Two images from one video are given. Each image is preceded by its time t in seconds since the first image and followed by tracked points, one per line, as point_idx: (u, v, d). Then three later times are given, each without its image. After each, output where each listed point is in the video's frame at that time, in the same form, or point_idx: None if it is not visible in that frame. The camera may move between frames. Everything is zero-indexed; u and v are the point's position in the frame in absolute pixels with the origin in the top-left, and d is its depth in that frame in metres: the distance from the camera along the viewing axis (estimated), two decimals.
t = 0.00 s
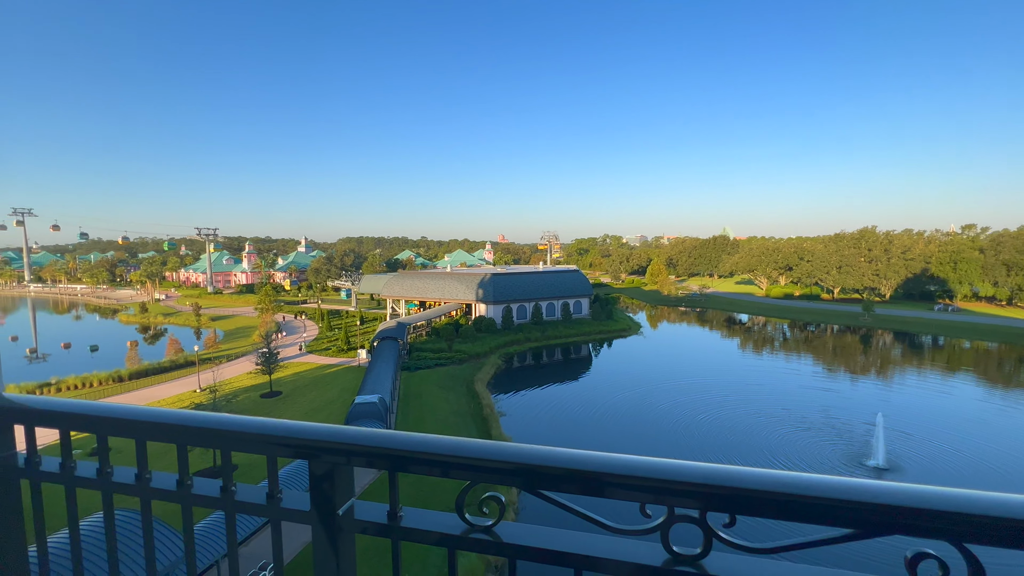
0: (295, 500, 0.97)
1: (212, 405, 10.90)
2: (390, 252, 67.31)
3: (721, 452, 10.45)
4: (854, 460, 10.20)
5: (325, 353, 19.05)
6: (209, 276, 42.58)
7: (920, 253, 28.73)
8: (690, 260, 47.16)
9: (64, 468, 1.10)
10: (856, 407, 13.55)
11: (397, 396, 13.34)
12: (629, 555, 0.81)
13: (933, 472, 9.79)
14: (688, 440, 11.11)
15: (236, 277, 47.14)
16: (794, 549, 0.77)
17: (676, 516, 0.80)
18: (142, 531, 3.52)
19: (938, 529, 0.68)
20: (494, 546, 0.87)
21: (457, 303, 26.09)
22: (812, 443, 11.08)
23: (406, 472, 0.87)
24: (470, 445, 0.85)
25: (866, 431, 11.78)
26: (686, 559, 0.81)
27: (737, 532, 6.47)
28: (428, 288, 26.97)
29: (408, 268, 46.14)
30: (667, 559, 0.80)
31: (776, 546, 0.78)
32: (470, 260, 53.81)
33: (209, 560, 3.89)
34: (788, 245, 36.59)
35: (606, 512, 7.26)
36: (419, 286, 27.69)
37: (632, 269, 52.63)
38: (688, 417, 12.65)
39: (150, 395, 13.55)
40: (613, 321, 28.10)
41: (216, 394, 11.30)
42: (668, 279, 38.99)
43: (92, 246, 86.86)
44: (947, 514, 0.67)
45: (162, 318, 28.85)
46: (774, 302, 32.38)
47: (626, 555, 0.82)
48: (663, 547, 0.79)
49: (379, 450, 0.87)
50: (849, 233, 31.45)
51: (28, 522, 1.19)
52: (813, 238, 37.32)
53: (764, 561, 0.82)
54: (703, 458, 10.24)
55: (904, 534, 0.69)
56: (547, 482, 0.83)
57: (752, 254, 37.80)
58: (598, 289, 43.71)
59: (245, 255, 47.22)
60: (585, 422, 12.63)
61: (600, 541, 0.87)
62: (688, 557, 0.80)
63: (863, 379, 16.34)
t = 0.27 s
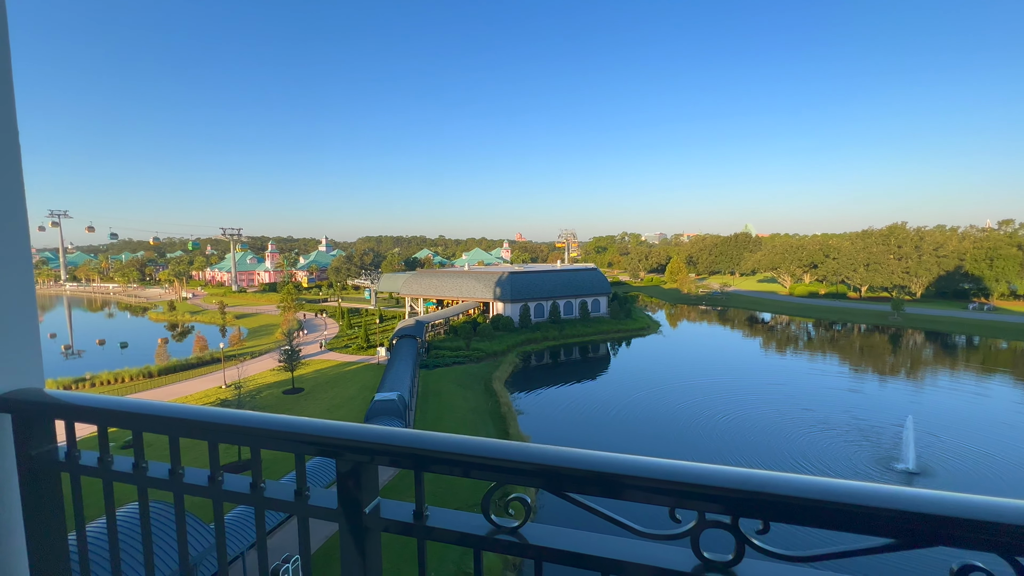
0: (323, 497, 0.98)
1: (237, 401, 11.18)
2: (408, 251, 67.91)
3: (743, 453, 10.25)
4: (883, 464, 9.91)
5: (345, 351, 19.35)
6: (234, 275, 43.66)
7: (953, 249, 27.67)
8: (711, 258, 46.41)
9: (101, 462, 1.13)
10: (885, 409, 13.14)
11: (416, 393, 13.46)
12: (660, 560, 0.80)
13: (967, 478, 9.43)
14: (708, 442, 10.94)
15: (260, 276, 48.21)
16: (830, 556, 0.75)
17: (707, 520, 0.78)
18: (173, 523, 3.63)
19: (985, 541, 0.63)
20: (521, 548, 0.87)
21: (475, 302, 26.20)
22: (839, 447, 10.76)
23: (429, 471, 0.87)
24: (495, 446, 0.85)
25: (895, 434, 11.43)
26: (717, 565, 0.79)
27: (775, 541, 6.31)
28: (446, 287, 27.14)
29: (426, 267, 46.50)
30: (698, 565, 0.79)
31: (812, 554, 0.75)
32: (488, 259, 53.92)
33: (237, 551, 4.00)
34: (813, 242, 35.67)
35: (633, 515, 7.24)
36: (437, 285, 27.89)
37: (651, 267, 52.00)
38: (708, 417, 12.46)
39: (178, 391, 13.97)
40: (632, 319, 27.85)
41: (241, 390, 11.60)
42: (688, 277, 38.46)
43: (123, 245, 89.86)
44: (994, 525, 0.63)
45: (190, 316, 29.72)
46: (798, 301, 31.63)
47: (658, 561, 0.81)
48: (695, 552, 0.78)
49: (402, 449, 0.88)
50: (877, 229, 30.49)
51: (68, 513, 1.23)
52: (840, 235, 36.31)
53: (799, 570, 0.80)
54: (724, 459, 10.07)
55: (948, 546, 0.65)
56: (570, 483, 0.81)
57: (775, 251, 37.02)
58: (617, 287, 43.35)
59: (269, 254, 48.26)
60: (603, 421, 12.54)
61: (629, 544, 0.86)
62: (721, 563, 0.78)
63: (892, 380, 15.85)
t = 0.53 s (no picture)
0: (346, 496, 0.99)
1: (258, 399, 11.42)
2: (424, 251, 68.36)
3: (763, 456, 10.06)
4: (910, 469, 9.61)
5: (363, 350, 19.58)
6: (254, 275, 44.55)
7: (985, 247, 26.69)
8: (730, 257, 45.69)
9: (135, 458, 1.16)
10: (912, 412, 12.75)
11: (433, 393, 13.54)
12: (687, 566, 0.79)
13: (1000, 485, 9.09)
14: (727, 444, 10.76)
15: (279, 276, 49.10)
16: (864, 565, 0.72)
17: (735, 527, 0.76)
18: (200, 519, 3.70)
19: None
20: (545, 551, 0.86)
21: (490, 302, 26.24)
22: (863, 450, 10.48)
23: (452, 471, 0.87)
24: (517, 447, 0.85)
25: (924, 438, 11.08)
26: (746, 573, 0.77)
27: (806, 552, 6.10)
28: (462, 287, 27.24)
29: (442, 267, 46.75)
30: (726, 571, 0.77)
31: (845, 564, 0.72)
32: (503, 259, 53.95)
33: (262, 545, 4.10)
34: (836, 240, 34.82)
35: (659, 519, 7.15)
36: (453, 285, 28.01)
37: (669, 267, 51.36)
38: (727, 419, 12.26)
39: (202, 389, 14.33)
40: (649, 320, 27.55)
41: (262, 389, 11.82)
42: (706, 277, 37.91)
43: (149, 247, 92.40)
44: None
45: (213, 316, 30.44)
46: (821, 301, 30.91)
47: (683, 566, 0.80)
48: (724, 559, 0.76)
49: (425, 450, 0.88)
50: (904, 227, 29.60)
51: (102, 508, 1.27)
52: (864, 233, 35.35)
53: None
54: (744, 461, 9.91)
55: (993, 556, 0.62)
56: (593, 486, 0.80)
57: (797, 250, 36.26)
58: (633, 287, 42.97)
59: (288, 255, 49.10)
60: (619, 422, 12.46)
61: (655, 549, 0.84)
62: (750, 570, 0.76)
63: (920, 382, 15.37)
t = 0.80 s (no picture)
0: (366, 502, 0.99)
1: (275, 400, 11.60)
2: (438, 253, 68.74)
3: (782, 461, 9.88)
4: (935, 475, 9.34)
5: (377, 351, 19.77)
6: (272, 278, 45.29)
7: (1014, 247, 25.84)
8: (746, 258, 45.05)
9: (159, 460, 1.18)
10: (937, 416, 12.39)
11: (446, 394, 13.58)
12: None
13: None
14: (744, 448, 10.60)
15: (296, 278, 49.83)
16: None
17: (763, 540, 0.74)
18: (222, 518, 3.77)
19: None
20: (565, 559, 0.84)
21: (504, 303, 26.25)
22: (886, 455, 10.22)
23: (470, 477, 0.87)
24: (536, 453, 0.84)
25: (950, 443, 10.76)
26: None
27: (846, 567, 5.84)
28: (475, 288, 27.31)
29: (455, 269, 46.96)
30: None
31: None
32: (516, 260, 53.93)
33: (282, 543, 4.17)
34: (857, 240, 34.08)
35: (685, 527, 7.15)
36: (466, 286, 28.09)
37: (683, 268, 50.81)
38: (744, 422, 12.07)
39: (221, 389, 14.60)
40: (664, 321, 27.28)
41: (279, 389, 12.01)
42: (722, 278, 37.42)
43: (171, 249, 94.75)
44: None
45: (232, 317, 31.05)
46: (841, 302, 30.27)
47: None
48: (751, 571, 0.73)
49: (442, 455, 0.88)
50: (928, 226, 28.82)
51: (127, 506, 1.29)
52: (886, 233, 34.52)
53: None
54: (761, 465, 9.75)
55: None
56: (610, 494, 0.80)
57: (816, 251, 35.59)
58: (648, 288, 42.61)
59: (305, 257, 49.82)
60: (633, 424, 12.36)
61: (678, 560, 0.82)
62: None
63: (946, 385, 14.94)
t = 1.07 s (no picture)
0: (380, 507, 0.99)
1: (288, 400, 11.73)
2: (449, 255, 68.99)
3: (797, 466, 9.72)
4: (957, 481, 9.12)
5: (389, 353, 19.89)
6: (285, 280, 45.83)
7: None
8: (760, 259, 44.50)
9: (174, 462, 1.19)
10: (958, 421, 12.09)
11: (457, 396, 13.60)
12: None
13: None
14: (758, 452, 10.45)
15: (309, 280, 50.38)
16: None
17: (789, 553, 0.71)
18: (237, 518, 3.81)
19: None
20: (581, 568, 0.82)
21: (514, 305, 26.24)
22: (904, 461, 10.00)
23: (483, 483, 0.86)
24: (550, 460, 0.83)
25: (972, 449, 10.49)
26: None
27: None
28: (486, 290, 27.35)
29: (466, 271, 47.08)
30: None
31: None
32: (527, 262, 53.92)
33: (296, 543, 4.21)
34: (874, 241, 33.47)
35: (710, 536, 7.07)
36: (477, 288, 28.14)
37: (696, 270, 50.35)
38: (758, 426, 11.91)
39: (236, 390, 14.81)
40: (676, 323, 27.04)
41: (292, 390, 12.14)
42: (735, 279, 37.01)
43: (187, 253, 96.27)
44: None
45: (246, 319, 31.48)
46: (857, 304, 29.74)
47: None
48: None
49: (455, 459, 0.87)
50: (948, 227, 28.20)
51: (144, 507, 1.31)
52: (905, 233, 33.84)
53: None
54: (775, 470, 9.61)
55: None
56: (625, 501, 0.78)
57: (831, 252, 35.04)
58: (660, 290, 42.29)
59: (317, 259, 50.35)
60: (645, 427, 12.26)
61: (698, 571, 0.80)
62: None
63: (967, 390, 14.58)
